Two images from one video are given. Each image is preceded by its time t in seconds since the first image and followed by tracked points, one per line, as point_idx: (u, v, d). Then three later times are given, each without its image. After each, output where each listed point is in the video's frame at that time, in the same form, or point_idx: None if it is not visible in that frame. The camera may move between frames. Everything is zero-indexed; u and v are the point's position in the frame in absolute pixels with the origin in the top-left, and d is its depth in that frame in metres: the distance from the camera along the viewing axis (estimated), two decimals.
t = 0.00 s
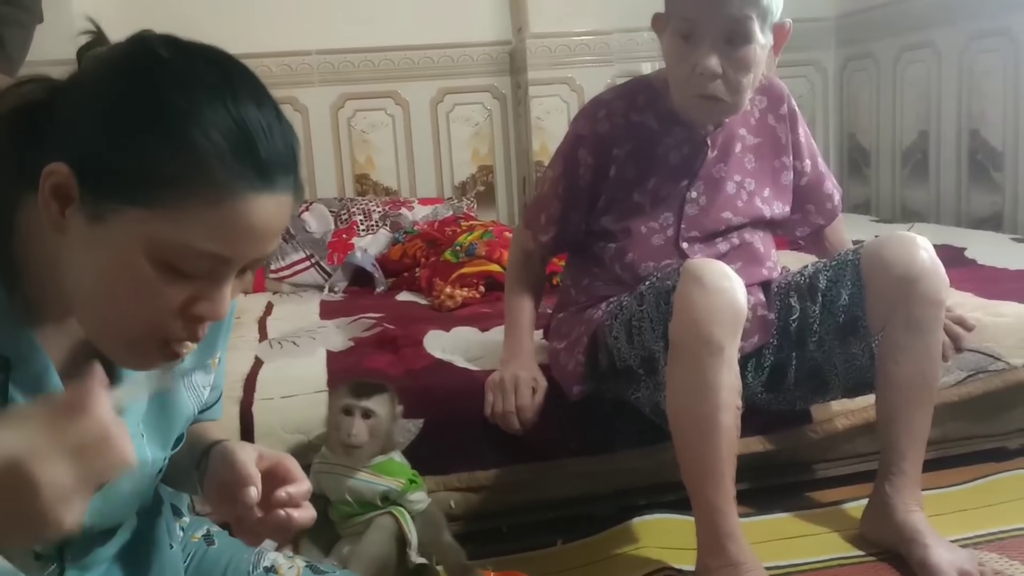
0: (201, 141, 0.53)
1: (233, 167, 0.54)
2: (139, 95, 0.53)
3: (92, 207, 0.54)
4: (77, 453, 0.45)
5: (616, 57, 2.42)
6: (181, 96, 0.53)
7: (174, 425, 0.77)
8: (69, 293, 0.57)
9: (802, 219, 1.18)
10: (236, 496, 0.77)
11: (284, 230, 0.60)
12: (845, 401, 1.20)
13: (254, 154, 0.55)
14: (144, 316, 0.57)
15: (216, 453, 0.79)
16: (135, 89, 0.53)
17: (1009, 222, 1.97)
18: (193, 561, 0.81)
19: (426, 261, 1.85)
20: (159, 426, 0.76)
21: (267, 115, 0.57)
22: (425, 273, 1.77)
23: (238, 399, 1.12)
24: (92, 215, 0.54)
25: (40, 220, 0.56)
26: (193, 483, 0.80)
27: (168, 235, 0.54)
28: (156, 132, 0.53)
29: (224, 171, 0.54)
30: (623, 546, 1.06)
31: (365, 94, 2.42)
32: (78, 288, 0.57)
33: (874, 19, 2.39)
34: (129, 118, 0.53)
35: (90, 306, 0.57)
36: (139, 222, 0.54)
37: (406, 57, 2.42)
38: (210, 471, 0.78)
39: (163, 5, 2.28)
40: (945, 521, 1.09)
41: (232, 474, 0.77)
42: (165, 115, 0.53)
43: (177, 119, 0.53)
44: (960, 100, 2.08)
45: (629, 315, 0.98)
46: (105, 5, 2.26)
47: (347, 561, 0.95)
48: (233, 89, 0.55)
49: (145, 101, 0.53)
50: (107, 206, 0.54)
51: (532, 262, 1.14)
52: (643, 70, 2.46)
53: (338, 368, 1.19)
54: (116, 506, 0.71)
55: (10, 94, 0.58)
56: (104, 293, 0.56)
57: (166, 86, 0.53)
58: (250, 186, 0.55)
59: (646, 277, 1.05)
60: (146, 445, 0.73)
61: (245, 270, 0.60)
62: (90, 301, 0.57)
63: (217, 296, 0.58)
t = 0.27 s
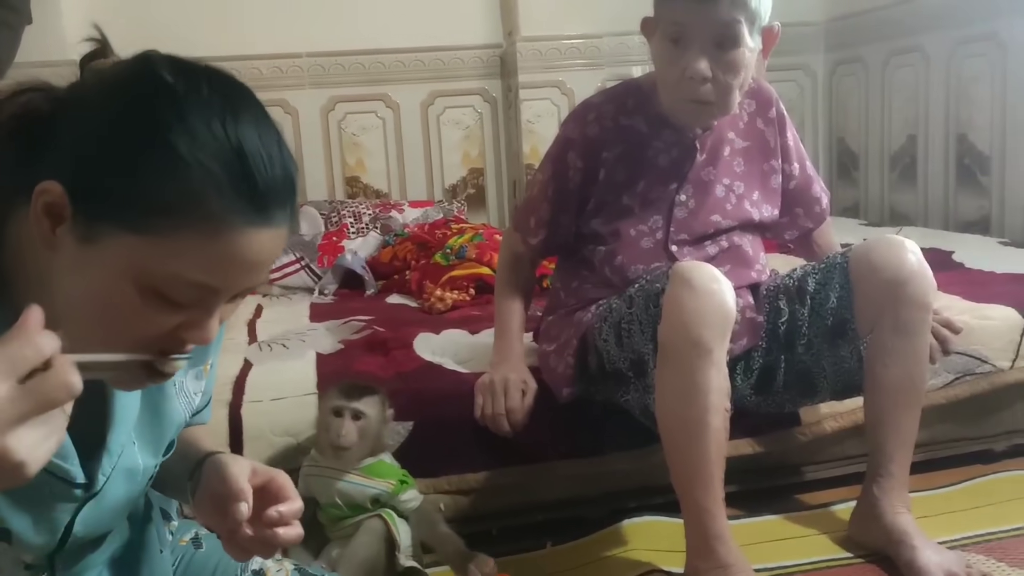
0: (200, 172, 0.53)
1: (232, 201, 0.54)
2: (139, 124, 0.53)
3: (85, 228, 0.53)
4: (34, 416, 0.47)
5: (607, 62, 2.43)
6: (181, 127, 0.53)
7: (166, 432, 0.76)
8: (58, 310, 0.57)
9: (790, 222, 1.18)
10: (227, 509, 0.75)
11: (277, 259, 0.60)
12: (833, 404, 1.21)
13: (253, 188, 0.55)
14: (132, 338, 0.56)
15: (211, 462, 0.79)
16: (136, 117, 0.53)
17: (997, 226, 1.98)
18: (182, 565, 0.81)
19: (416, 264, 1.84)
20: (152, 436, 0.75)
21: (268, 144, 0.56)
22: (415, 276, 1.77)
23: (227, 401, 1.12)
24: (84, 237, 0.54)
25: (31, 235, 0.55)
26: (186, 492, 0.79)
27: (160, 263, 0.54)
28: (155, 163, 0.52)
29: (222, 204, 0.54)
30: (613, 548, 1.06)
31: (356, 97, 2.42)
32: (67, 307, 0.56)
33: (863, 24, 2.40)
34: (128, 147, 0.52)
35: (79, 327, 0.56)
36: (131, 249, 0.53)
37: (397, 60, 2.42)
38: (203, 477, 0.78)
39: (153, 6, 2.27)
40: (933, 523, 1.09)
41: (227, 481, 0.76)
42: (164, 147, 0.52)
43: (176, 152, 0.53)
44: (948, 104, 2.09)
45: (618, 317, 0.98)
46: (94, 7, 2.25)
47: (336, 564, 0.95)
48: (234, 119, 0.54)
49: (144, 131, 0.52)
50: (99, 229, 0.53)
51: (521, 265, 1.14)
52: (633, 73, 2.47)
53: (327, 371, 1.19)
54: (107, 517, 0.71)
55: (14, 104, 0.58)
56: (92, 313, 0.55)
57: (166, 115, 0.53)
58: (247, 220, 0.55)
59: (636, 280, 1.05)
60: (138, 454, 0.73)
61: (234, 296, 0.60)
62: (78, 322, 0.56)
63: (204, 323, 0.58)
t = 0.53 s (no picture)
0: (200, 215, 0.52)
1: (232, 240, 0.53)
2: (138, 159, 0.51)
3: (78, 258, 0.52)
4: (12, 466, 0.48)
5: (596, 63, 2.43)
6: (181, 165, 0.51)
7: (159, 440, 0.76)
8: (49, 333, 0.56)
9: (778, 224, 1.19)
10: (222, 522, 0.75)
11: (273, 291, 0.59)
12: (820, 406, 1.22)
13: (254, 227, 0.54)
14: (123, 365, 0.56)
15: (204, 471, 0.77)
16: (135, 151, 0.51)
17: (983, 229, 2.00)
18: (170, 566, 0.81)
19: (405, 265, 1.84)
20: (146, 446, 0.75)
21: (270, 179, 0.55)
22: (405, 278, 1.77)
23: (215, 403, 1.12)
24: (77, 268, 0.52)
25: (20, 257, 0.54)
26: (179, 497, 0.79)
27: (155, 298, 0.53)
28: (154, 202, 0.51)
29: (222, 244, 0.53)
30: (601, 549, 1.07)
31: (345, 98, 2.42)
32: (59, 332, 0.55)
33: (851, 28, 2.41)
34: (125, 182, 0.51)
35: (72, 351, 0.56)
36: (126, 285, 0.52)
37: (387, 62, 2.42)
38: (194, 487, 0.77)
39: (141, 7, 2.27)
40: (919, 524, 1.10)
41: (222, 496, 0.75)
42: (164, 186, 0.51)
43: (176, 191, 0.51)
44: (935, 108, 2.10)
45: (606, 319, 0.99)
46: (82, 8, 2.24)
47: (324, 566, 0.94)
48: (236, 156, 0.53)
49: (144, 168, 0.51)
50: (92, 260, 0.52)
51: (509, 267, 1.14)
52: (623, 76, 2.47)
53: (316, 372, 1.19)
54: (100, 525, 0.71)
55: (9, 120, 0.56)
56: (83, 339, 0.55)
57: (164, 152, 0.51)
58: (247, 258, 0.54)
59: (624, 281, 1.05)
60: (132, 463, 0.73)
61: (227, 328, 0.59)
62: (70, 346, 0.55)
63: (193, 356, 0.58)
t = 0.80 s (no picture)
0: (203, 239, 0.53)
1: (232, 260, 0.55)
2: (139, 181, 0.51)
3: (75, 280, 0.53)
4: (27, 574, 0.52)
5: (586, 65, 2.44)
6: (183, 192, 0.52)
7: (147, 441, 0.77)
8: (41, 351, 0.56)
9: (767, 226, 1.19)
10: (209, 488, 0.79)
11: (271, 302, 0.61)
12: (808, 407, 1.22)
13: (254, 248, 0.55)
14: (117, 382, 0.57)
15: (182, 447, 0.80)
16: (135, 174, 0.51)
17: (970, 231, 2.01)
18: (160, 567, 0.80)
19: (395, 267, 1.84)
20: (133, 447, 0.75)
21: (271, 200, 0.56)
22: (395, 279, 1.77)
23: (204, 404, 1.12)
24: (75, 290, 0.53)
25: (12, 275, 0.54)
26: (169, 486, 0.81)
27: (155, 321, 0.54)
28: (157, 225, 0.52)
29: (222, 264, 0.54)
30: (590, 551, 1.07)
31: (336, 99, 2.42)
32: (50, 350, 0.56)
33: (840, 31, 2.43)
34: (126, 206, 0.51)
35: (63, 367, 0.57)
36: (127, 306, 0.54)
37: (377, 63, 2.42)
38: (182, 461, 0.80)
39: (130, 7, 2.26)
40: (906, 524, 1.11)
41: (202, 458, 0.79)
42: (166, 210, 0.52)
43: (179, 215, 0.52)
44: (923, 111, 2.12)
45: (595, 320, 0.99)
46: (70, 7, 2.23)
47: (313, 567, 0.94)
48: (238, 178, 0.53)
49: (146, 191, 0.51)
50: (93, 281, 0.53)
51: (498, 268, 1.14)
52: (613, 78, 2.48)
53: (305, 374, 1.19)
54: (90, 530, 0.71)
55: None
56: (76, 357, 0.56)
57: (168, 179, 0.52)
58: (248, 275, 0.56)
59: (613, 283, 1.05)
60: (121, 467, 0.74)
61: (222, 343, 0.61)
62: (61, 364, 0.56)
63: (190, 373, 0.59)
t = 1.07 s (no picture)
0: (219, 188, 0.59)
1: (247, 207, 0.61)
2: (151, 150, 0.56)
3: (105, 251, 0.58)
4: None
5: (583, 64, 2.44)
6: (192, 149, 0.57)
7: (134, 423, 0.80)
8: (70, 324, 0.62)
9: (763, 223, 1.19)
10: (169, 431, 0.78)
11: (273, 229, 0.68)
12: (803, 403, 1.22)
13: (261, 184, 0.61)
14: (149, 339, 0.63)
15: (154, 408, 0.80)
16: (147, 145, 0.56)
17: (965, 229, 2.02)
18: (155, 561, 0.81)
19: (392, 264, 1.85)
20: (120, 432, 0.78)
21: (261, 139, 0.61)
22: (392, 276, 1.77)
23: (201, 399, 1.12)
24: (108, 256, 0.58)
25: (36, 257, 0.59)
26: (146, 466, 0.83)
27: (182, 269, 0.60)
28: (177, 189, 0.57)
29: (239, 213, 0.61)
30: (585, 547, 1.07)
31: (332, 97, 2.42)
32: (79, 322, 0.61)
33: (836, 30, 2.43)
34: (145, 176, 0.56)
35: (94, 335, 0.62)
36: (157, 267, 0.59)
37: (374, 61, 2.42)
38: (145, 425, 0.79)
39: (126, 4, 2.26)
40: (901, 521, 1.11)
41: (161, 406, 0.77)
42: (184, 172, 0.57)
43: (196, 176, 0.58)
44: (919, 109, 2.12)
45: (591, 317, 0.99)
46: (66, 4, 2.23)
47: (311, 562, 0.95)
48: (236, 132, 0.59)
49: (162, 159, 0.56)
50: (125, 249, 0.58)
51: (495, 265, 1.14)
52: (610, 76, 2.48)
53: (302, 370, 1.19)
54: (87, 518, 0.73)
55: None
56: (108, 324, 0.61)
57: (176, 141, 0.56)
58: (259, 218, 0.63)
59: (609, 279, 1.06)
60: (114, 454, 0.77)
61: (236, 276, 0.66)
62: (93, 333, 0.62)
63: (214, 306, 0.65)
